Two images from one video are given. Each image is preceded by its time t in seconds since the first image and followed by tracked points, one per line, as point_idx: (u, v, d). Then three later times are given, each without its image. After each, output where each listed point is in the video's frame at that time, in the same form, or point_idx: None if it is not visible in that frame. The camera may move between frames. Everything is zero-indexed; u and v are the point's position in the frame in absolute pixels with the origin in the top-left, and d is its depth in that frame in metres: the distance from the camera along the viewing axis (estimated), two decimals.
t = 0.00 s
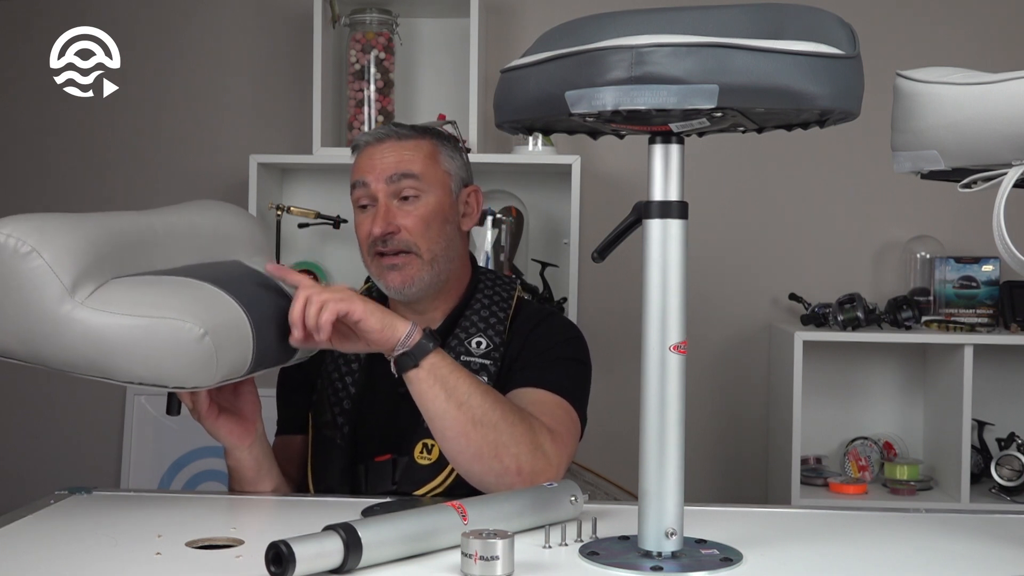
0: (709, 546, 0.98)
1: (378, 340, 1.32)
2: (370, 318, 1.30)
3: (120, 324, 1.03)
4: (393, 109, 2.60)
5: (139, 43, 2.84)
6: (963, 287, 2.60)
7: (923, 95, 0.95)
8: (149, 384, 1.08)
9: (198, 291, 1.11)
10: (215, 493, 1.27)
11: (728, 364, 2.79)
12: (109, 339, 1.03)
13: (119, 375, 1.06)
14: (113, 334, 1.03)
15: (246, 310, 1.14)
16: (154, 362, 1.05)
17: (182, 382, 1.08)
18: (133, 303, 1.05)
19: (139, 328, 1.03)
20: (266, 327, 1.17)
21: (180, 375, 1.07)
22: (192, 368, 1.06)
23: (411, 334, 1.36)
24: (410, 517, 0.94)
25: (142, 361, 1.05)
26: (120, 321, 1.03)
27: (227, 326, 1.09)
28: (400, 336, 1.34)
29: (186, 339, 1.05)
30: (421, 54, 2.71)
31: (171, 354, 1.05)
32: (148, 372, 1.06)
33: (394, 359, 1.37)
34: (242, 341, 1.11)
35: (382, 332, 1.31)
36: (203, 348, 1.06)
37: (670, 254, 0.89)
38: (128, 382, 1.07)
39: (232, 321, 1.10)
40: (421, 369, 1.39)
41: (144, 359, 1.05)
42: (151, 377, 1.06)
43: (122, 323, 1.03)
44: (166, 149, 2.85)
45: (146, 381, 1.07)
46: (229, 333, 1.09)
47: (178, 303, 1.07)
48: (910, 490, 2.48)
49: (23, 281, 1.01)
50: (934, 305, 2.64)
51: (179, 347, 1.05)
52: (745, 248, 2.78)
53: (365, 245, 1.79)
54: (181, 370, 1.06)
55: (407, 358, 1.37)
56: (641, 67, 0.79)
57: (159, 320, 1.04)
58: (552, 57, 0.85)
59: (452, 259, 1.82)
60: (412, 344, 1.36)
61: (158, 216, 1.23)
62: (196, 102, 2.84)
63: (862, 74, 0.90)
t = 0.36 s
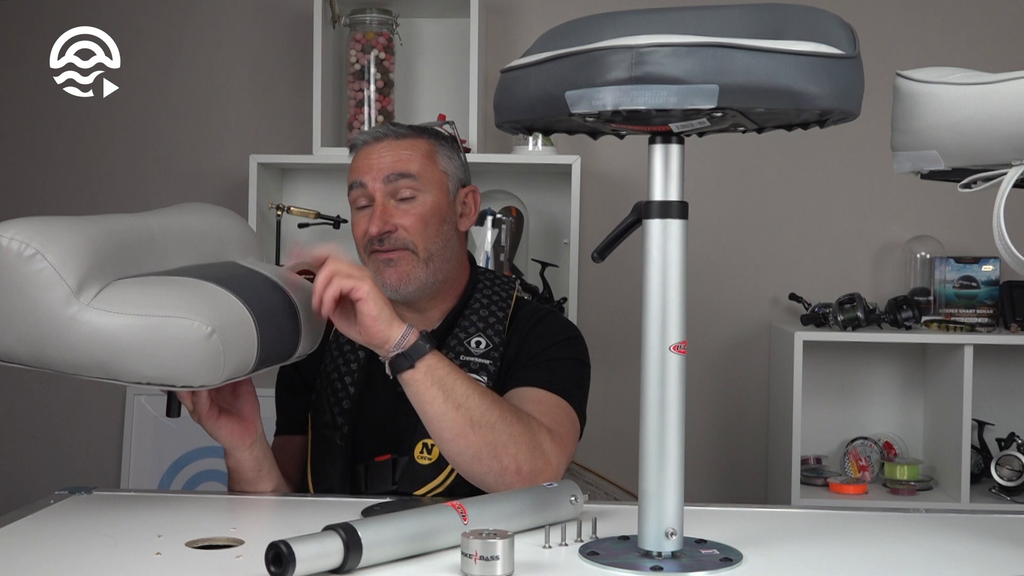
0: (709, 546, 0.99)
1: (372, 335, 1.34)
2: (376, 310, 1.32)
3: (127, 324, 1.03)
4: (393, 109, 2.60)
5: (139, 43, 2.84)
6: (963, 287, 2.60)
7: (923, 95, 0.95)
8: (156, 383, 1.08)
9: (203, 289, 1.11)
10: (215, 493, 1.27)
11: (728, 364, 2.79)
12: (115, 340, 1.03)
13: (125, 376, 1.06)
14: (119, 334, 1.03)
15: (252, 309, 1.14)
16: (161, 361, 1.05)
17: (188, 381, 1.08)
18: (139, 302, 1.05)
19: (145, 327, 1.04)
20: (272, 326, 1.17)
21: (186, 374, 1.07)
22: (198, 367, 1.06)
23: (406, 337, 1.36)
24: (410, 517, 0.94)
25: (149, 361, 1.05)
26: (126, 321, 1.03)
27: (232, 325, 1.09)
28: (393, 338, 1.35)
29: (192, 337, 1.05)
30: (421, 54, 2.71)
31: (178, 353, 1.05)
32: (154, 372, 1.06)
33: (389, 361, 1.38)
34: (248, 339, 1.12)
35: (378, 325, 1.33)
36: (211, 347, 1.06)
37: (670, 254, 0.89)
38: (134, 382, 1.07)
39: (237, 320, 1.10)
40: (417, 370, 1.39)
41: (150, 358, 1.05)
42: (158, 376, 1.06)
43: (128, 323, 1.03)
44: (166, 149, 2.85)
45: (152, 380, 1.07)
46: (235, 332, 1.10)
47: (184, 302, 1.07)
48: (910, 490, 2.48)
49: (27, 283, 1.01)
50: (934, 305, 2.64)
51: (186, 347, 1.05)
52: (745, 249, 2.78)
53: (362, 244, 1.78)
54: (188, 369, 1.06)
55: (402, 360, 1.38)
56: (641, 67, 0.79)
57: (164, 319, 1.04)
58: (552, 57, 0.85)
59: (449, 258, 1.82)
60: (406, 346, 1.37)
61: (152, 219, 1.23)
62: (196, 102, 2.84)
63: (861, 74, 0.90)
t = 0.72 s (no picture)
0: (709, 546, 0.99)
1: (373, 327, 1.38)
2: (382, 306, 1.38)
3: (130, 324, 1.04)
4: (393, 109, 2.60)
5: (139, 43, 2.84)
6: (963, 287, 2.60)
7: (923, 95, 0.95)
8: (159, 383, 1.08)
9: (204, 288, 1.11)
10: (215, 493, 1.27)
11: (728, 364, 2.79)
12: (119, 340, 1.04)
13: (128, 376, 1.07)
14: (123, 334, 1.03)
15: (253, 308, 1.15)
16: (164, 361, 1.06)
17: (191, 381, 1.09)
18: (141, 303, 1.05)
19: (148, 327, 1.04)
20: (274, 325, 1.17)
21: (190, 374, 1.07)
22: (201, 367, 1.07)
23: (403, 336, 1.38)
24: (410, 517, 0.94)
25: (152, 360, 1.05)
26: (128, 321, 1.04)
27: (234, 324, 1.10)
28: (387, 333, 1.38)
29: (195, 337, 1.06)
30: (421, 54, 2.71)
31: (181, 352, 1.06)
32: (158, 372, 1.06)
33: (386, 359, 1.39)
34: (250, 338, 1.12)
35: (379, 316, 1.38)
36: (213, 345, 1.07)
37: (671, 254, 0.89)
38: (137, 382, 1.08)
39: (239, 319, 1.11)
40: (416, 369, 1.39)
41: (154, 358, 1.05)
42: (161, 376, 1.07)
43: (131, 323, 1.04)
44: (166, 149, 2.85)
45: (155, 380, 1.08)
46: (237, 332, 1.10)
47: (186, 302, 1.07)
48: (910, 490, 2.48)
49: (29, 285, 1.01)
50: (934, 305, 2.64)
51: (188, 346, 1.06)
52: (745, 249, 2.78)
53: (359, 241, 1.78)
54: (191, 368, 1.07)
55: (399, 357, 1.38)
56: (641, 67, 0.79)
57: (167, 320, 1.05)
58: (552, 57, 0.85)
59: (446, 256, 1.82)
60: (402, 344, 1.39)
61: (150, 219, 1.23)
62: (196, 102, 2.84)
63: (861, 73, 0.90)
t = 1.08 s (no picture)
0: (709, 546, 0.99)
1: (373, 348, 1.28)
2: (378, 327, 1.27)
3: (131, 319, 1.04)
4: (393, 109, 2.60)
5: (139, 43, 2.84)
6: (963, 287, 2.60)
7: (923, 95, 0.95)
8: (164, 378, 1.08)
9: (205, 283, 1.11)
10: (215, 493, 1.27)
11: (729, 364, 2.79)
12: (120, 334, 1.03)
13: (133, 372, 1.06)
14: (123, 329, 1.03)
15: (253, 302, 1.14)
16: (165, 356, 1.05)
17: (193, 375, 1.08)
18: (142, 298, 1.05)
19: (148, 322, 1.04)
20: (274, 320, 1.16)
21: (191, 368, 1.06)
22: (203, 360, 1.06)
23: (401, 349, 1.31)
24: (410, 517, 0.94)
25: (155, 355, 1.05)
26: (129, 315, 1.04)
27: (235, 318, 1.09)
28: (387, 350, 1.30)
29: (196, 330, 1.05)
30: (421, 54, 2.71)
31: (182, 346, 1.05)
32: (161, 366, 1.06)
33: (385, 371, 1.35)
34: (251, 332, 1.11)
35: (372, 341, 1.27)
36: (214, 338, 1.06)
37: (671, 253, 0.89)
38: (142, 378, 1.07)
39: (240, 314, 1.10)
40: (416, 381, 1.36)
41: (155, 353, 1.05)
42: (164, 370, 1.06)
43: (132, 317, 1.04)
44: (166, 148, 2.85)
45: (157, 375, 1.07)
46: (239, 326, 1.09)
47: (187, 295, 1.07)
48: (910, 490, 2.48)
49: (30, 283, 1.02)
50: (934, 305, 2.64)
51: (189, 339, 1.05)
52: (746, 249, 2.78)
53: (360, 244, 1.79)
54: (194, 362, 1.06)
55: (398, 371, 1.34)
56: (641, 67, 0.79)
57: (167, 314, 1.05)
58: (552, 58, 0.85)
59: (446, 256, 1.82)
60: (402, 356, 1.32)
61: (146, 217, 1.23)
62: (196, 102, 2.84)
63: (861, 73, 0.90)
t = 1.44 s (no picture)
0: (709, 546, 0.99)
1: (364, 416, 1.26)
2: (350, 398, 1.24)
3: (150, 291, 1.06)
4: (393, 109, 2.60)
5: (139, 43, 2.85)
6: (963, 287, 2.60)
7: (923, 95, 0.95)
8: (180, 353, 1.09)
9: (221, 262, 1.13)
10: (214, 492, 1.27)
11: (728, 364, 2.79)
12: (139, 307, 1.05)
13: (151, 346, 1.08)
14: (143, 301, 1.05)
15: (267, 282, 1.16)
16: (183, 329, 1.07)
17: (209, 350, 1.09)
18: (160, 273, 1.07)
19: (168, 294, 1.06)
20: (286, 301, 1.18)
21: (209, 342, 1.08)
22: (221, 334, 1.08)
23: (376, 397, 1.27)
24: (410, 517, 0.94)
25: (174, 327, 1.07)
26: (148, 288, 1.06)
27: (253, 295, 1.12)
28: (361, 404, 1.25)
29: (215, 303, 1.07)
30: (421, 54, 2.71)
31: (200, 319, 1.07)
32: (178, 340, 1.07)
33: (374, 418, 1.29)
34: (266, 309, 1.13)
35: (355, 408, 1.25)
36: (233, 313, 1.08)
37: (671, 253, 0.89)
38: (159, 353, 1.09)
39: (257, 291, 1.13)
40: (397, 430, 1.34)
41: (174, 326, 1.07)
42: (182, 344, 1.08)
43: (151, 290, 1.06)
44: (166, 148, 2.85)
45: (174, 349, 1.09)
46: (255, 304, 1.11)
47: (206, 270, 1.09)
48: (910, 490, 2.48)
49: (50, 254, 1.04)
50: (934, 305, 2.64)
51: (207, 312, 1.07)
52: (745, 249, 2.78)
53: (364, 242, 1.78)
54: (212, 335, 1.07)
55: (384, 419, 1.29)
56: (641, 67, 0.79)
57: (186, 287, 1.07)
58: (551, 57, 0.85)
59: (449, 254, 1.82)
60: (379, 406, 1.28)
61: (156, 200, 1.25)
62: (196, 102, 2.84)
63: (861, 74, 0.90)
